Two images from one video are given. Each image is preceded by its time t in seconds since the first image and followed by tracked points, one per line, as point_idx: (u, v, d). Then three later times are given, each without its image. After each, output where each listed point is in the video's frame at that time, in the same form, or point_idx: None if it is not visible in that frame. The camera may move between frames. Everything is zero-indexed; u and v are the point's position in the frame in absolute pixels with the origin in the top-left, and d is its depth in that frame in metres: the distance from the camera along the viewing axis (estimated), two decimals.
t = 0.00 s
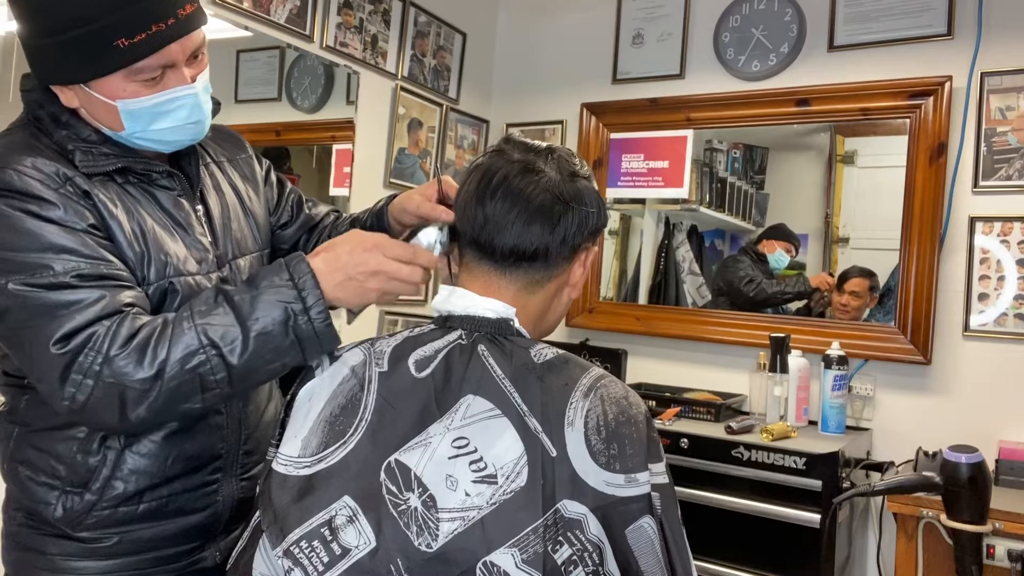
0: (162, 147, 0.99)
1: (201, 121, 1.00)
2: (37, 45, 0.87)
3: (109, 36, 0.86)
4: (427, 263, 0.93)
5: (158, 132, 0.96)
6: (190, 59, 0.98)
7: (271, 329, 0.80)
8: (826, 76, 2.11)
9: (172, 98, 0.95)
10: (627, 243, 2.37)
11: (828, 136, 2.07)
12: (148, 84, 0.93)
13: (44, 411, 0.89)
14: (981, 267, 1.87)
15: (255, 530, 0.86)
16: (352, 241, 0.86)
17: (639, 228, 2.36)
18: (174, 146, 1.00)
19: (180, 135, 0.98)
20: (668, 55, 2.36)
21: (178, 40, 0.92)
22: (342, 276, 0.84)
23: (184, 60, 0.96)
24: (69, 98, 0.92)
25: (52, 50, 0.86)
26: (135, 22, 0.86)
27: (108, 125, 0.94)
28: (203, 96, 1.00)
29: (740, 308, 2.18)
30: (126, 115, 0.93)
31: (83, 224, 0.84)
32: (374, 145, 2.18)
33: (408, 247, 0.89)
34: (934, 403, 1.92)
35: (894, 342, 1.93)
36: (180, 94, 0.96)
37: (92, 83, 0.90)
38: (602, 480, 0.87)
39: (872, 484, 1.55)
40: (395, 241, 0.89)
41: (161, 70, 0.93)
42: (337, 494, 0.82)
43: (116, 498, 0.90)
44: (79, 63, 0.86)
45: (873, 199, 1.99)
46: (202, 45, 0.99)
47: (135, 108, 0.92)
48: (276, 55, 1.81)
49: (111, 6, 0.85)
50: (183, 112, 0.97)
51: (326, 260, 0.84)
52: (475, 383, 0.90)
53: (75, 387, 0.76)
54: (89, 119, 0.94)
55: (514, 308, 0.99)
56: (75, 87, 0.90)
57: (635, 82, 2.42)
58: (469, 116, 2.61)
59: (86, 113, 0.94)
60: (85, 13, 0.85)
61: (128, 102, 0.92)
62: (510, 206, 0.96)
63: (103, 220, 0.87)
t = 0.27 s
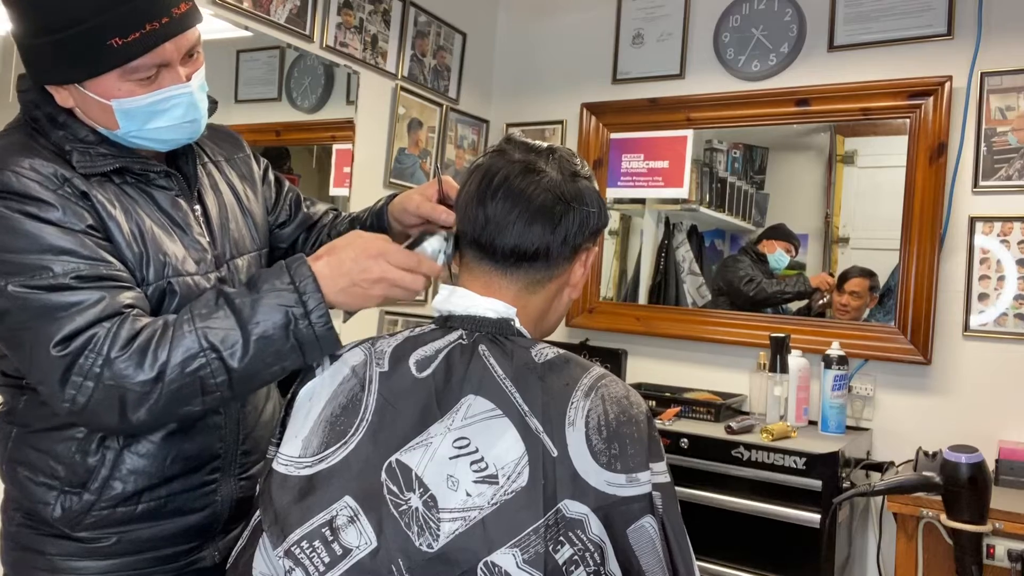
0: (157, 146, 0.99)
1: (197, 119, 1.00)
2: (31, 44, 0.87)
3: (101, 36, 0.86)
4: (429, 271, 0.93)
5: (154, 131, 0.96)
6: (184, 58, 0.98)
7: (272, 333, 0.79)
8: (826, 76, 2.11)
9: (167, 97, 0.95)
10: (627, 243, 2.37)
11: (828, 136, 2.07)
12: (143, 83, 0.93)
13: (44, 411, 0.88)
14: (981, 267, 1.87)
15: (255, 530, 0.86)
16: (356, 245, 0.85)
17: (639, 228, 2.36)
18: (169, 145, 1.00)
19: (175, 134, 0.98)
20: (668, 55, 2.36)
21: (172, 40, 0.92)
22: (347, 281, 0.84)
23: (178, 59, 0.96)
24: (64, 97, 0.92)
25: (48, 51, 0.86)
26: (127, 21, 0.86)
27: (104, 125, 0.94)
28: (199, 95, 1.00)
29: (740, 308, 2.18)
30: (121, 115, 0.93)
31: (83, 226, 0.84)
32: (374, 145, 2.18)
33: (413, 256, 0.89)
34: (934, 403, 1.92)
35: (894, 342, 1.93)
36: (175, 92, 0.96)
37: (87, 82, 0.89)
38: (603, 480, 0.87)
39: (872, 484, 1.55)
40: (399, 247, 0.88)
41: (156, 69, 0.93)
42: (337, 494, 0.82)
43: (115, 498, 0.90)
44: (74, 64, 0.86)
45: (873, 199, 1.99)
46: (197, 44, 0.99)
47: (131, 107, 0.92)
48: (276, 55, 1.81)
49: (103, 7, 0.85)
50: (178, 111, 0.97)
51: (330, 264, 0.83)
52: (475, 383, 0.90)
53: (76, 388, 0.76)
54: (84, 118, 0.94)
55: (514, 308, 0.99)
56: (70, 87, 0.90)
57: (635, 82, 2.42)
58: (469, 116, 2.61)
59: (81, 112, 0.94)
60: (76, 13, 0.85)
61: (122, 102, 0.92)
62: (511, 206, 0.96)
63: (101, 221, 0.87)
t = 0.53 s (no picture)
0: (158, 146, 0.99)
1: (198, 120, 1.00)
2: (32, 44, 0.87)
3: (102, 36, 0.86)
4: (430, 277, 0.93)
5: (155, 131, 0.96)
6: (185, 58, 0.98)
7: (272, 334, 0.79)
8: (826, 76, 2.11)
9: (168, 97, 0.95)
10: (627, 243, 2.37)
11: (828, 136, 2.07)
12: (144, 82, 0.93)
13: (45, 411, 0.88)
14: (981, 267, 1.87)
15: (255, 530, 0.86)
16: (357, 248, 0.86)
17: (639, 228, 2.36)
18: (171, 145, 1.00)
19: (177, 134, 0.98)
20: (668, 55, 2.36)
21: (173, 39, 0.92)
22: (348, 284, 0.84)
23: (179, 59, 0.96)
24: (65, 97, 0.91)
25: (49, 50, 0.86)
26: (128, 21, 0.86)
27: (105, 124, 0.94)
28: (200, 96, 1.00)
29: (740, 308, 2.18)
30: (122, 114, 0.93)
31: (84, 225, 0.84)
32: (374, 145, 2.18)
33: (414, 261, 0.89)
34: (934, 403, 1.92)
35: (894, 342, 1.93)
36: (176, 92, 0.96)
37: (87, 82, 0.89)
38: (603, 480, 0.87)
39: (872, 484, 1.55)
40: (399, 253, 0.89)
41: (157, 69, 0.93)
42: (338, 494, 0.82)
43: (117, 499, 0.89)
44: (74, 63, 0.86)
45: (872, 199, 1.99)
46: (198, 44, 0.99)
47: (131, 107, 0.92)
48: (276, 55, 1.81)
49: (104, 6, 0.85)
50: (179, 111, 0.97)
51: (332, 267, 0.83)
52: (476, 383, 0.90)
53: (75, 389, 0.76)
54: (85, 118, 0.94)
55: (514, 308, 0.99)
56: (71, 86, 0.90)
57: (635, 82, 2.42)
58: (469, 116, 2.61)
59: (82, 112, 0.93)
60: (76, 12, 0.85)
61: (123, 102, 0.92)
62: (511, 206, 0.96)
63: (103, 221, 0.87)
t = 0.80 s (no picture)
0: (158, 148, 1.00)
1: (198, 122, 1.00)
2: (31, 45, 0.87)
3: (100, 41, 0.85)
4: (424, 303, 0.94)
5: (154, 135, 0.96)
6: (185, 61, 0.97)
7: (260, 336, 0.78)
8: (826, 76, 2.11)
9: (167, 101, 0.95)
10: (627, 243, 2.37)
11: (828, 136, 2.07)
12: (142, 86, 0.93)
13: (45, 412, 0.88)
14: (981, 267, 1.87)
15: (255, 530, 0.86)
16: (362, 260, 0.86)
17: (639, 227, 2.36)
18: (171, 147, 1.00)
19: (176, 137, 0.99)
20: (668, 55, 2.36)
21: (172, 44, 0.92)
22: (344, 295, 0.83)
23: (180, 62, 0.96)
24: (64, 98, 0.92)
25: (47, 53, 0.86)
26: (127, 25, 0.86)
27: (104, 126, 0.94)
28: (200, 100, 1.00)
29: (741, 308, 2.18)
30: (120, 118, 0.93)
31: (77, 225, 0.84)
32: (374, 145, 2.18)
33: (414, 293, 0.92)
34: (934, 403, 1.92)
35: (894, 342, 1.93)
36: (175, 96, 0.96)
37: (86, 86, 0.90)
38: (603, 480, 0.87)
39: (871, 484, 1.55)
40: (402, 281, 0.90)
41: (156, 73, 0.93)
42: (338, 494, 0.82)
43: (117, 501, 0.89)
44: (73, 66, 0.86)
45: (872, 199, 1.99)
46: (198, 47, 0.98)
47: (129, 111, 0.92)
48: (276, 55, 1.81)
49: (102, 10, 0.85)
50: (178, 116, 0.97)
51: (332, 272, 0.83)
52: (476, 383, 0.90)
53: (63, 392, 0.76)
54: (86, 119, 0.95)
55: (514, 308, 0.99)
56: (69, 89, 0.90)
57: (635, 83, 2.42)
58: (469, 116, 2.61)
59: (82, 113, 0.94)
60: (75, 15, 0.85)
61: (121, 105, 0.92)
62: (511, 206, 0.96)
63: (100, 220, 0.87)
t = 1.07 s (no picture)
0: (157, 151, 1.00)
1: (196, 125, 1.00)
2: (28, 46, 0.87)
3: (98, 45, 0.85)
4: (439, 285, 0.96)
5: (151, 138, 0.96)
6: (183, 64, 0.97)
7: (271, 349, 0.79)
8: (826, 76, 2.11)
9: (165, 104, 0.95)
10: (627, 242, 2.37)
11: (828, 136, 2.07)
12: (139, 90, 0.93)
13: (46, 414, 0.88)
14: (981, 267, 1.87)
15: (255, 530, 0.86)
16: (364, 259, 0.86)
17: (639, 227, 2.36)
18: (170, 150, 1.01)
19: (175, 140, 0.99)
20: (668, 55, 2.36)
21: (169, 48, 0.92)
22: (354, 295, 0.84)
23: (177, 65, 0.96)
24: (61, 102, 0.91)
25: (44, 54, 0.86)
26: (124, 30, 0.86)
27: (102, 130, 0.94)
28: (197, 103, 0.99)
29: (742, 307, 2.18)
30: (117, 122, 0.93)
31: (81, 232, 0.84)
32: (374, 146, 2.18)
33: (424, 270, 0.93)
34: (934, 403, 1.92)
35: (894, 342, 1.93)
36: (172, 99, 0.96)
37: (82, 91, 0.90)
38: (603, 480, 0.87)
39: (871, 484, 1.55)
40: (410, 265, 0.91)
41: (153, 76, 0.93)
42: (338, 494, 0.82)
43: (120, 502, 0.90)
44: (71, 71, 0.86)
45: (872, 198, 1.99)
46: (196, 49, 0.98)
47: (126, 115, 0.92)
48: (276, 55, 1.81)
49: (99, 14, 0.85)
50: (175, 119, 0.97)
51: (336, 279, 0.83)
52: (476, 383, 0.90)
53: (70, 399, 0.76)
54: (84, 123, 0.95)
55: (515, 308, 0.99)
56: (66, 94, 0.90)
57: (635, 82, 2.42)
58: (469, 116, 2.61)
59: (79, 117, 0.94)
60: (71, 18, 0.84)
61: (118, 110, 0.92)
62: (513, 205, 0.96)
63: (102, 224, 0.87)
